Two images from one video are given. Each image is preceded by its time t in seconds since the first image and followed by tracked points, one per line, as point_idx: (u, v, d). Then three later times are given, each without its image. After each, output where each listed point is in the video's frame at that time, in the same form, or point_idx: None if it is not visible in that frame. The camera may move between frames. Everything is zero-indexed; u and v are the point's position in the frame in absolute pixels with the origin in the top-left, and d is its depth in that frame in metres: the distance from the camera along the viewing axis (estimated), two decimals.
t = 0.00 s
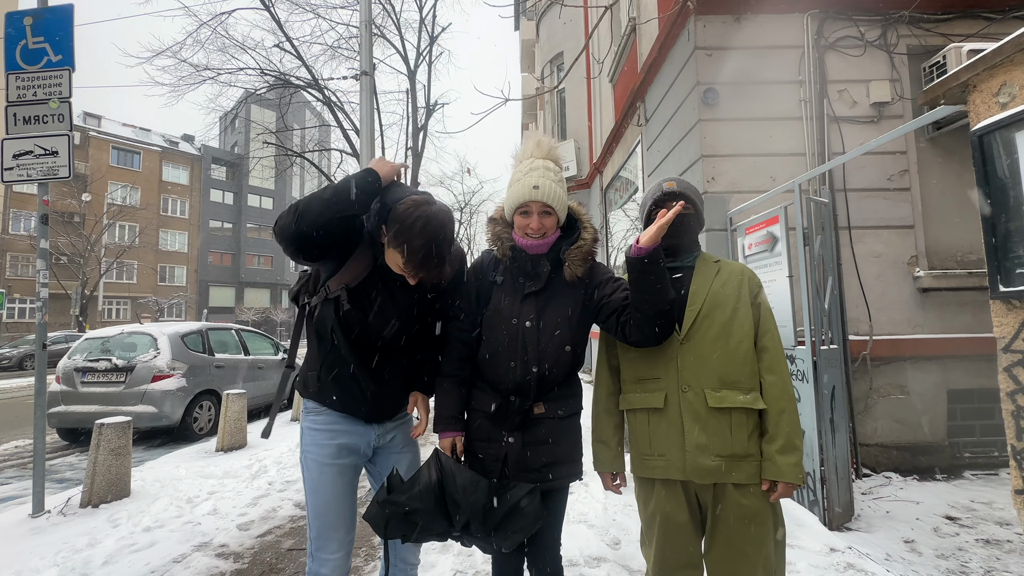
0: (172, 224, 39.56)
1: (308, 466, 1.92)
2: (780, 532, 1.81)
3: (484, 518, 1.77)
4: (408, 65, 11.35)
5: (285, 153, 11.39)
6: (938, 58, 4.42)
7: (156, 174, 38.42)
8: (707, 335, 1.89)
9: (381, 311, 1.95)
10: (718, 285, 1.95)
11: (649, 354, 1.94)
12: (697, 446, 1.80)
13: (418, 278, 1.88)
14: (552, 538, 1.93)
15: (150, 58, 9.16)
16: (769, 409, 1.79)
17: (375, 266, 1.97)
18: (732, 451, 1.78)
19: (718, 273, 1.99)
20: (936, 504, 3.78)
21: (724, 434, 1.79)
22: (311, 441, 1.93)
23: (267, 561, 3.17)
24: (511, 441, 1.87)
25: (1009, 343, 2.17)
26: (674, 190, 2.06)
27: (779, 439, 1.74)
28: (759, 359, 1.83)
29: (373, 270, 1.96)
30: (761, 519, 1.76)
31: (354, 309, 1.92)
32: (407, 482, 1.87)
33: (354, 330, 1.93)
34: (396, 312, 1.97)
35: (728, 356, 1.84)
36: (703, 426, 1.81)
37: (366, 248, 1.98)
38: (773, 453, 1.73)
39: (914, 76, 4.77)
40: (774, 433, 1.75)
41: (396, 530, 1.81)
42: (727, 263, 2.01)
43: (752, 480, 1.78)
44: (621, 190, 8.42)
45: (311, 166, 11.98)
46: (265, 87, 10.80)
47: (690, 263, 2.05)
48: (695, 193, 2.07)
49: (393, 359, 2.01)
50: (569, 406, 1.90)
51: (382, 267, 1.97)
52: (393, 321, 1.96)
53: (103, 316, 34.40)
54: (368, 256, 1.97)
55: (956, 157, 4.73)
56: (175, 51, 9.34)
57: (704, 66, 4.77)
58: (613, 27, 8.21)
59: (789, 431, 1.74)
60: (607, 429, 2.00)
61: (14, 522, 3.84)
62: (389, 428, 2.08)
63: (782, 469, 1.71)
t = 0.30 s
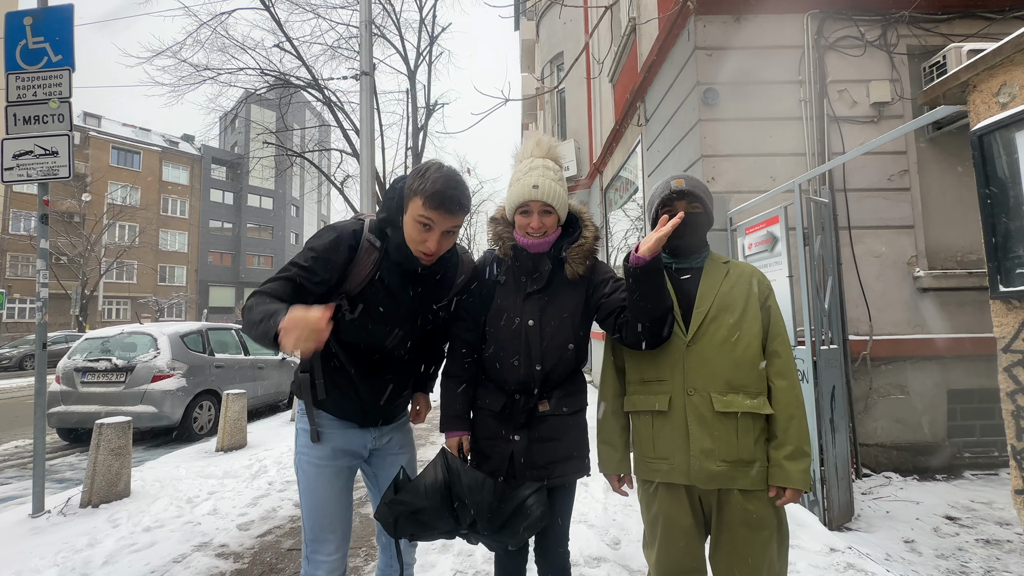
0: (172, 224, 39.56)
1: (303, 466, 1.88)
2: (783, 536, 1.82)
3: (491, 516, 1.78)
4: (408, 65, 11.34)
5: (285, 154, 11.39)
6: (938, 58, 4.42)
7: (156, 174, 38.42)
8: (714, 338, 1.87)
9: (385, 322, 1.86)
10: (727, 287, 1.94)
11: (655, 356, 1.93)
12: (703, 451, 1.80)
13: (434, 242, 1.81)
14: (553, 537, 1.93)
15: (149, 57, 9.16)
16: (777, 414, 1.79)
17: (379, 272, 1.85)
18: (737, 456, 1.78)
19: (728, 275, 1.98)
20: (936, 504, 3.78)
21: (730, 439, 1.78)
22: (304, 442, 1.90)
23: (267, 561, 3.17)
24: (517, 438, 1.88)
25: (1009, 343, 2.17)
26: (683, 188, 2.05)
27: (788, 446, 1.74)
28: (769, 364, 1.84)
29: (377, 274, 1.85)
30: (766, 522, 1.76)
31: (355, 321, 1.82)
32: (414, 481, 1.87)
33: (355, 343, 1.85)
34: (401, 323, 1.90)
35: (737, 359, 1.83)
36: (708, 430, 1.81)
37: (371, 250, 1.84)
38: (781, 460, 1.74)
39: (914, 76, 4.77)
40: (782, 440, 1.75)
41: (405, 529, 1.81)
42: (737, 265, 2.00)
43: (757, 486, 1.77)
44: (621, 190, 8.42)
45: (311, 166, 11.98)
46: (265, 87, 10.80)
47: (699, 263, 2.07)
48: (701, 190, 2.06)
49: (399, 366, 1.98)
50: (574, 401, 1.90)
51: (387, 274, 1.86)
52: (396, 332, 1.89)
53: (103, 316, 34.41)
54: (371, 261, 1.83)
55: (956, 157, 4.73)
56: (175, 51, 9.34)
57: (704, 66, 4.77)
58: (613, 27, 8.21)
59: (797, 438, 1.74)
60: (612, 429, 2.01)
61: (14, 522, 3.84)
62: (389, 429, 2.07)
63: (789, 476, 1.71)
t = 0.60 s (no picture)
0: (172, 224, 39.55)
1: (295, 474, 1.87)
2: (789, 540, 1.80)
3: (506, 515, 1.78)
4: (408, 65, 11.34)
5: (285, 154, 11.40)
6: (938, 58, 4.40)
7: (156, 174, 38.41)
8: (721, 340, 1.87)
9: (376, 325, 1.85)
10: (733, 288, 1.94)
11: (662, 358, 1.94)
12: (708, 453, 1.79)
13: (434, 224, 1.86)
14: (553, 538, 1.94)
15: (150, 57, 9.17)
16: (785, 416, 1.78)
17: (369, 272, 1.83)
18: (744, 458, 1.77)
19: (734, 276, 1.97)
20: (936, 504, 3.78)
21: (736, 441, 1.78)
22: (297, 449, 1.89)
23: (267, 561, 3.17)
24: (522, 437, 1.88)
25: (1009, 343, 2.17)
26: (680, 188, 2.06)
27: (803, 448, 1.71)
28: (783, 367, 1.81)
29: (368, 273, 1.83)
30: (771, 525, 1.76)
31: (342, 322, 1.82)
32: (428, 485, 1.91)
33: (345, 346, 1.86)
34: (392, 326, 1.89)
35: (742, 361, 1.84)
36: (714, 432, 1.80)
37: (363, 249, 1.83)
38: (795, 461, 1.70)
39: (914, 76, 4.77)
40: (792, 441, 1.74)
41: (420, 532, 1.85)
42: (743, 264, 2.00)
43: (765, 489, 1.76)
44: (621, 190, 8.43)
45: (312, 166, 11.98)
46: (265, 87, 10.79)
47: (704, 263, 2.07)
48: (700, 189, 2.06)
49: (391, 366, 1.98)
50: (579, 399, 1.93)
51: (378, 275, 1.83)
52: (386, 335, 1.88)
53: (104, 316, 34.40)
54: (362, 261, 1.82)
55: (956, 156, 4.73)
56: (174, 51, 9.35)
57: (704, 66, 4.77)
58: (613, 27, 8.21)
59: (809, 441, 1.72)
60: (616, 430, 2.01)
61: (14, 522, 3.84)
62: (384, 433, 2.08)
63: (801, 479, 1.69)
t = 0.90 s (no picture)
0: (172, 224, 39.55)
1: (293, 475, 1.87)
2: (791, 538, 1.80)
3: (507, 514, 1.78)
4: (408, 65, 11.34)
5: (285, 154, 11.41)
6: (938, 58, 4.40)
7: (156, 174, 38.42)
8: (725, 337, 1.88)
9: (372, 321, 1.86)
10: (734, 283, 1.94)
11: (665, 358, 1.94)
12: (724, 450, 1.77)
13: (433, 212, 1.87)
14: (553, 537, 1.94)
15: (149, 57, 9.16)
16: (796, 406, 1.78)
17: (367, 265, 1.84)
18: (761, 453, 1.75)
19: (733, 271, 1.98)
20: (936, 504, 3.78)
21: (750, 436, 1.77)
22: (294, 448, 1.88)
23: (267, 561, 3.17)
24: (516, 438, 1.88)
25: (1009, 343, 2.17)
26: (683, 190, 2.04)
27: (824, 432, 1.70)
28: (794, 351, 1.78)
29: (365, 267, 1.85)
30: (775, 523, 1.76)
31: (339, 317, 1.84)
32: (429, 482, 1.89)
33: (342, 343, 1.87)
34: (389, 321, 1.89)
35: (749, 354, 1.84)
36: (726, 429, 1.79)
37: (360, 244, 1.85)
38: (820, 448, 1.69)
39: (914, 76, 4.77)
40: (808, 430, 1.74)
41: (421, 526, 1.84)
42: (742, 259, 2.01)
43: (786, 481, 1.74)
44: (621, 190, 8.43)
45: (312, 166, 11.99)
46: (265, 87, 10.80)
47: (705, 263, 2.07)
48: (703, 190, 2.06)
49: (387, 363, 1.99)
50: (574, 402, 1.91)
51: (376, 269, 1.85)
52: (383, 330, 1.89)
53: (104, 316, 34.42)
54: (360, 254, 1.84)
55: (956, 156, 4.73)
56: (174, 51, 9.34)
57: (704, 66, 4.77)
58: (613, 27, 8.21)
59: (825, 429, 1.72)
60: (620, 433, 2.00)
61: (14, 522, 3.84)
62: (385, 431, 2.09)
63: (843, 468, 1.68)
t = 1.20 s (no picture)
0: (172, 224, 39.54)
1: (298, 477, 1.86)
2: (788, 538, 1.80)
3: (497, 521, 1.78)
4: (408, 65, 11.34)
5: (285, 154, 11.41)
6: (938, 58, 4.40)
7: (156, 174, 38.42)
8: (720, 336, 1.89)
9: (378, 317, 1.88)
10: (729, 282, 1.95)
11: (662, 359, 1.95)
12: (723, 451, 1.77)
13: (437, 206, 1.91)
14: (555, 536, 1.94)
15: (149, 57, 9.17)
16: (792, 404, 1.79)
17: (369, 262, 1.84)
18: (759, 453, 1.76)
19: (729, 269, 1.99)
20: (936, 504, 3.78)
21: (748, 436, 1.77)
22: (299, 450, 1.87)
23: (267, 561, 3.17)
24: (516, 441, 1.87)
25: (1009, 343, 2.17)
26: (681, 189, 2.04)
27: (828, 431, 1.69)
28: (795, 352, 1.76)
29: (367, 265, 1.84)
30: (771, 523, 1.76)
31: (347, 316, 1.83)
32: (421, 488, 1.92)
33: (348, 342, 1.86)
34: (395, 315, 1.92)
35: (746, 353, 1.84)
36: (723, 429, 1.80)
37: (361, 240, 1.83)
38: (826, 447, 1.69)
39: (914, 76, 4.77)
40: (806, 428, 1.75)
41: (412, 534, 1.85)
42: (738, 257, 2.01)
43: (790, 481, 1.73)
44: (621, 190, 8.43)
45: (312, 166, 11.99)
46: (265, 87, 10.80)
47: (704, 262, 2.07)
48: (701, 190, 2.06)
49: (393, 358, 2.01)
50: (574, 404, 1.91)
51: (379, 265, 1.85)
52: (390, 325, 1.91)
53: (104, 316, 34.44)
54: (362, 253, 1.83)
55: (956, 156, 4.73)
56: (174, 50, 9.34)
57: (704, 66, 4.78)
58: (613, 27, 8.21)
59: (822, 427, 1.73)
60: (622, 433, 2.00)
61: (14, 522, 3.84)
62: (385, 430, 2.10)
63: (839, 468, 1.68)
